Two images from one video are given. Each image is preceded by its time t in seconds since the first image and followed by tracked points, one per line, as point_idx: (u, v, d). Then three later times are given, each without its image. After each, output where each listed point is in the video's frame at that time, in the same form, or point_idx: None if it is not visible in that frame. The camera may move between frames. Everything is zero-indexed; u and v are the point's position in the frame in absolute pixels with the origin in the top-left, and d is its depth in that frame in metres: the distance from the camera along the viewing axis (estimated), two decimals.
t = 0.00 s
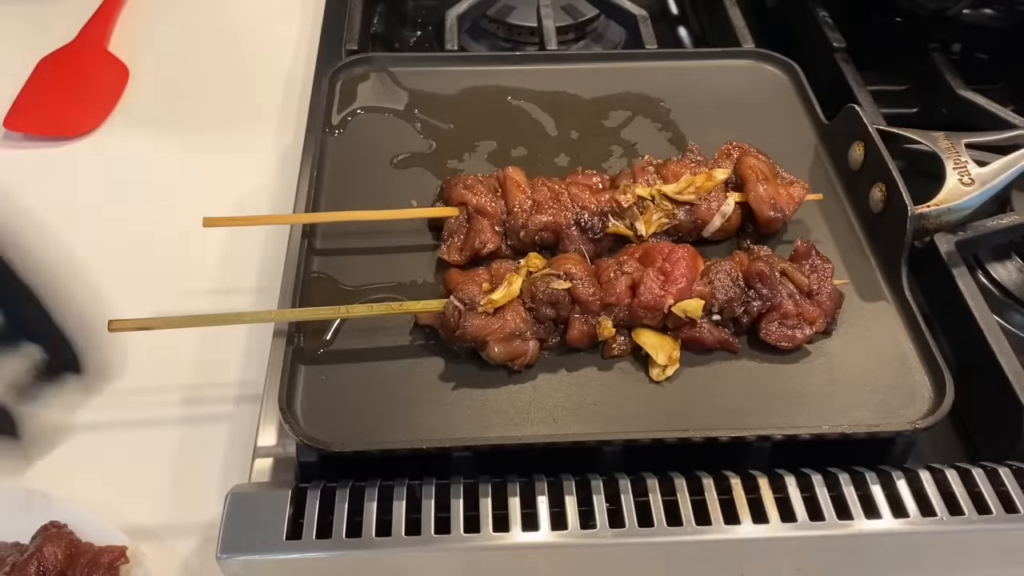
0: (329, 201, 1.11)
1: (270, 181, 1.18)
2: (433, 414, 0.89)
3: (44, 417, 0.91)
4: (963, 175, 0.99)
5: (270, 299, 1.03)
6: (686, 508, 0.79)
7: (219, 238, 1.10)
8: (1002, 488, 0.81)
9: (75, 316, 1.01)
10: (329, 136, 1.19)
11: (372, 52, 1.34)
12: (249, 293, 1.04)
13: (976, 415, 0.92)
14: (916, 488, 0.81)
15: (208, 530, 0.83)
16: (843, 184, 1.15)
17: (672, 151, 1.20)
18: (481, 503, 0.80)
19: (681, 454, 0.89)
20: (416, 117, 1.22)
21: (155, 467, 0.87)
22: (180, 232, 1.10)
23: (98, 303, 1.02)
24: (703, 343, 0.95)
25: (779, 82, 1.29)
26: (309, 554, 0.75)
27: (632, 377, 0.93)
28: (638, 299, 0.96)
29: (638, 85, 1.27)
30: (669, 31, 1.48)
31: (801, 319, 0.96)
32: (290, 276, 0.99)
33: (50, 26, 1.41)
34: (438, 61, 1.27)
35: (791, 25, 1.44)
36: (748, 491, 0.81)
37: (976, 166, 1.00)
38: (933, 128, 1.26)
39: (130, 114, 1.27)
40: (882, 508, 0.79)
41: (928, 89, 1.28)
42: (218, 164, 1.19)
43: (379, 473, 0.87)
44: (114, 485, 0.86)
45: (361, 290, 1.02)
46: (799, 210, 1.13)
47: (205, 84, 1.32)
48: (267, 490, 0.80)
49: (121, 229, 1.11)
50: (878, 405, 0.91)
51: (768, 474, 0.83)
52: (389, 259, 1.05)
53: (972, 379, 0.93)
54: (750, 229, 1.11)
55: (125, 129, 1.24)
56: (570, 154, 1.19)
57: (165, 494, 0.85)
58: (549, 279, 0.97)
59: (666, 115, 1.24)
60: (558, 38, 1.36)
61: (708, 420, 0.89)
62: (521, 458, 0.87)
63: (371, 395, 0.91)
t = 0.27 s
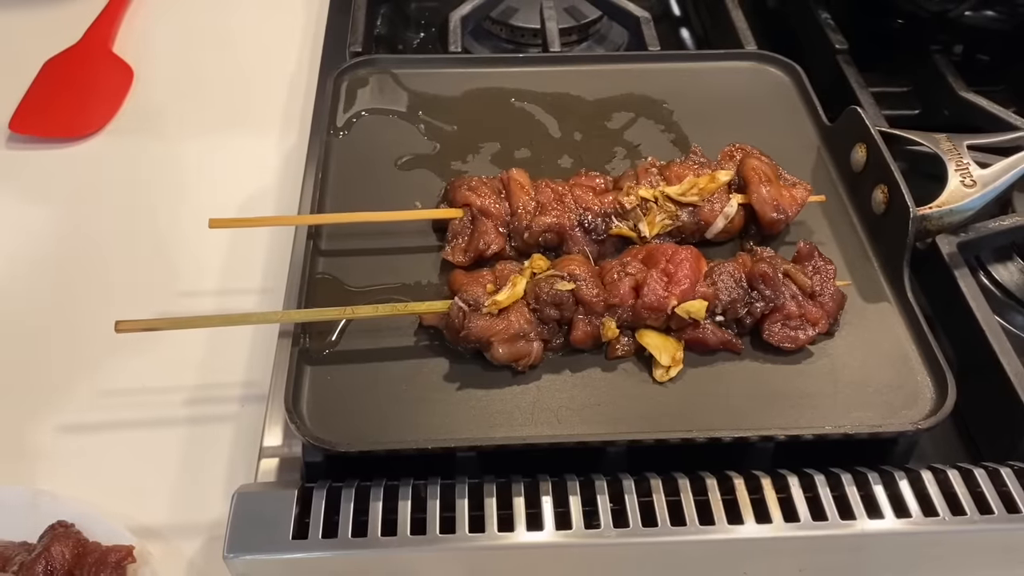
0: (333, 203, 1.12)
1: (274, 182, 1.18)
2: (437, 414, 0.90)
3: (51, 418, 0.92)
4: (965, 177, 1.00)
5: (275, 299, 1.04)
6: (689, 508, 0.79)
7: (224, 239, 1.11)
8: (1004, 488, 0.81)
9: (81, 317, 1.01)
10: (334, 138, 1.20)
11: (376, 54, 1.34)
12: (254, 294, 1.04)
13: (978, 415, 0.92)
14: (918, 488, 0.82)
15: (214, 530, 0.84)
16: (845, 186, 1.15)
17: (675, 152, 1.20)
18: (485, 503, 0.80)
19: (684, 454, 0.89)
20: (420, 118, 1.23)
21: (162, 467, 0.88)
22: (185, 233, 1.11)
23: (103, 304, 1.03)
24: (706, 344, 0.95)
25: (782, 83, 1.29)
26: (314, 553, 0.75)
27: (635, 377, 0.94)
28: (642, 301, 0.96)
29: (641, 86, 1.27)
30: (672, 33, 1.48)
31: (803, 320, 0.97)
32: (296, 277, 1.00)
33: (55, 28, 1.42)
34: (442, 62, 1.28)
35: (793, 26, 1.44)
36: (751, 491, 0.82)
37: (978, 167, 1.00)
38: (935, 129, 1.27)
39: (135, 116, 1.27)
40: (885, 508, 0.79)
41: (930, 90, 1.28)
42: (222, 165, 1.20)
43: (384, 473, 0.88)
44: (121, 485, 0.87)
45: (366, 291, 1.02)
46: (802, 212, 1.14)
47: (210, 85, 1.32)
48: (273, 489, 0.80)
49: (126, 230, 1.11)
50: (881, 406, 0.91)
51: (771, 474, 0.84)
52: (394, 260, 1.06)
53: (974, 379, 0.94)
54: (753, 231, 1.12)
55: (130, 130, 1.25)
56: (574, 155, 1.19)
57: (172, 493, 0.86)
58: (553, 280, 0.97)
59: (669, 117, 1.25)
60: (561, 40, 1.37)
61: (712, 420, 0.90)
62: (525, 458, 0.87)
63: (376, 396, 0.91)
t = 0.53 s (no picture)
0: (338, 203, 1.12)
1: (278, 182, 1.18)
2: (443, 414, 0.90)
3: (56, 418, 0.92)
4: (970, 177, 1.00)
5: (279, 299, 1.04)
6: (694, 508, 0.79)
7: (228, 239, 1.11)
8: (1009, 489, 0.81)
9: (86, 317, 1.02)
10: (338, 139, 1.20)
11: (380, 54, 1.34)
12: (259, 295, 1.04)
13: (983, 416, 0.92)
14: (923, 489, 0.82)
15: (219, 530, 0.84)
16: (850, 187, 1.15)
17: (680, 153, 1.20)
18: (490, 503, 0.80)
19: (689, 455, 0.89)
20: (424, 119, 1.23)
21: (167, 467, 0.88)
22: (190, 233, 1.11)
23: (108, 304, 1.03)
24: (711, 344, 0.95)
25: (786, 84, 1.29)
26: (320, 553, 0.75)
27: (640, 378, 0.94)
28: (646, 301, 0.96)
29: (645, 87, 1.27)
30: (676, 33, 1.48)
31: (808, 321, 0.97)
32: (301, 278, 1.00)
33: (60, 28, 1.42)
34: (446, 62, 1.28)
35: (797, 27, 1.44)
36: (756, 492, 0.82)
37: (982, 168, 1.01)
38: (940, 130, 1.27)
39: (140, 116, 1.27)
40: (890, 509, 0.79)
41: (934, 91, 1.28)
42: (227, 165, 1.20)
43: (389, 473, 0.88)
44: (127, 485, 0.87)
45: (370, 292, 1.02)
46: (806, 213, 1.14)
47: (214, 85, 1.32)
48: (278, 489, 0.80)
49: (131, 230, 1.11)
50: (886, 407, 0.91)
51: (776, 474, 0.84)
52: (398, 261, 1.06)
53: (979, 380, 0.94)
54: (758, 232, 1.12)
55: (134, 130, 1.25)
56: (578, 156, 1.19)
57: (177, 493, 0.86)
58: (558, 281, 0.98)
59: (674, 117, 1.25)
60: (565, 40, 1.37)
61: (717, 421, 0.90)
62: (530, 459, 0.88)
63: (381, 396, 0.91)
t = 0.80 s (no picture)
0: (339, 202, 1.12)
1: (279, 182, 1.18)
2: (444, 414, 0.90)
3: (57, 417, 0.92)
4: (972, 177, 1.00)
5: (281, 299, 1.04)
6: (696, 508, 0.79)
7: (230, 238, 1.11)
8: (1011, 489, 0.81)
9: (87, 317, 1.02)
10: (340, 139, 1.20)
11: (382, 54, 1.34)
12: (260, 294, 1.05)
13: (985, 416, 0.92)
14: (925, 489, 0.81)
15: (221, 529, 0.84)
16: (852, 186, 1.15)
17: (681, 152, 1.20)
18: (492, 502, 0.80)
19: (690, 455, 0.89)
20: (426, 118, 1.23)
21: (168, 466, 0.88)
22: (191, 233, 1.11)
23: (109, 304, 1.03)
24: (713, 344, 0.95)
25: (788, 84, 1.29)
26: (322, 552, 0.75)
27: (641, 377, 0.94)
28: (648, 301, 0.96)
29: (647, 86, 1.27)
30: (677, 33, 1.48)
31: (810, 320, 0.96)
32: (303, 277, 1.00)
33: (62, 27, 1.42)
34: (447, 61, 1.28)
35: (799, 26, 1.44)
36: (758, 491, 0.82)
37: (984, 167, 1.00)
38: (941, 130, 1.27)
39: (141, 116, 1.28)
40: (891, 509, 0.79)
41: (935, 90, 1.28)
42: (228, 165, 1.20)
43: (391, 473, 0.88)
44: (128, 485, 0.87)
45: (372, 291, 1.02)
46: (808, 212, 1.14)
47: (216, 85, 1.32)
48: (280, 488, 0.80)
49: (132, 229, 1.11)
50: (888, 406, 0.91)
51: (778, 474, 0.84)
52: (400, 260, 1.06)
53: (981, 380, 0.94)
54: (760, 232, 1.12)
55: (136, 130, 1.25)
56: (579, 155, 1.19)
57: (179, 492, 0.86)
58: (560, 280, 0.98)
59: (675, 117, 1.25)
60: (566, 40, 1.37)
61: (718, 420, 0.90)
62: (532, 458, 0.87)
63: (383, 395, 0.91)
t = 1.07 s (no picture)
0: (338, 200, 1.12)
1: (279, 181, 1.18)
2: (443, 412, 0.89)
3: (56, 415, 0.92)
4: (973, 175, 0.99)
5: (280, 297, 1.04)
6: (696, 506, 0.79)
7: (229, 237, 1.11)
8: (1012, 488, 0.81)
9: (86, 315, 1.01)
10: (339, 137, 1.20)
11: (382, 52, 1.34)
12: (260, 292, 1.04)
13: (986, 415, 0.92)
14: (925, 488, 0.81)
15: (219, 528, 0.84)
16: (852, 185, 1.15)
17: (682, 150, 1.20)
18: (491, 501, 0.80)
19: (690, 453, 0.89)
20: (426, 116, 1.23)
21: (167, 464, 0.88)
22: (191, 231, 1.11)
23: (108, 302, 1.03)
24: (713, 342, 0.95)
25: (788, 82, 1.29)
26: (320, 550, 0.75)
27: (641, 376, 0.93)
28: (648, 299, 0.96)
29: (647, 85, 1.27)
30: (678, 31, 1.48)
31: (811, 318, 0.96)
32: (302, 275, 1.00)
33: (62, 26, 1.42)
34: (448, 59, 1.28)
35: (800, 24, 1.44)
36: (758, 490, 0.81)
37: (985, 165, 1.00)
38: (943, 128, 1.26)
39: (141, 114, 1.27)
40: (892, 508, 0.79)
41: (937, 89, 1.28)
42: (228, 163, 1.20)
43: (390, 471, 0.88)
44: (126, 483, 0.87)
45: (372, 289, 1.02)
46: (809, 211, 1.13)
47: (216, 83, 1.32)
48: (279, 487, 0.80)
49: (131, 227, 1.11)
50: (888, 405, 0.91)
51: (778, 473, 0.84)
52: (399, 258, 1.06)
53: (982, 379, 0.93)
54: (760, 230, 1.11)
55: (136, 127, 1.25)
56: (580, 153, 1.19)
57: (178, 490, 0.86)
58: (559, 279, 0.98)
59: (676, 115, 1.24)
60: (566, 38, 1.37)
61: (718, 419, 0.89)
62: (531, 457, 0.87)
63: (382, 394, 0.91)
